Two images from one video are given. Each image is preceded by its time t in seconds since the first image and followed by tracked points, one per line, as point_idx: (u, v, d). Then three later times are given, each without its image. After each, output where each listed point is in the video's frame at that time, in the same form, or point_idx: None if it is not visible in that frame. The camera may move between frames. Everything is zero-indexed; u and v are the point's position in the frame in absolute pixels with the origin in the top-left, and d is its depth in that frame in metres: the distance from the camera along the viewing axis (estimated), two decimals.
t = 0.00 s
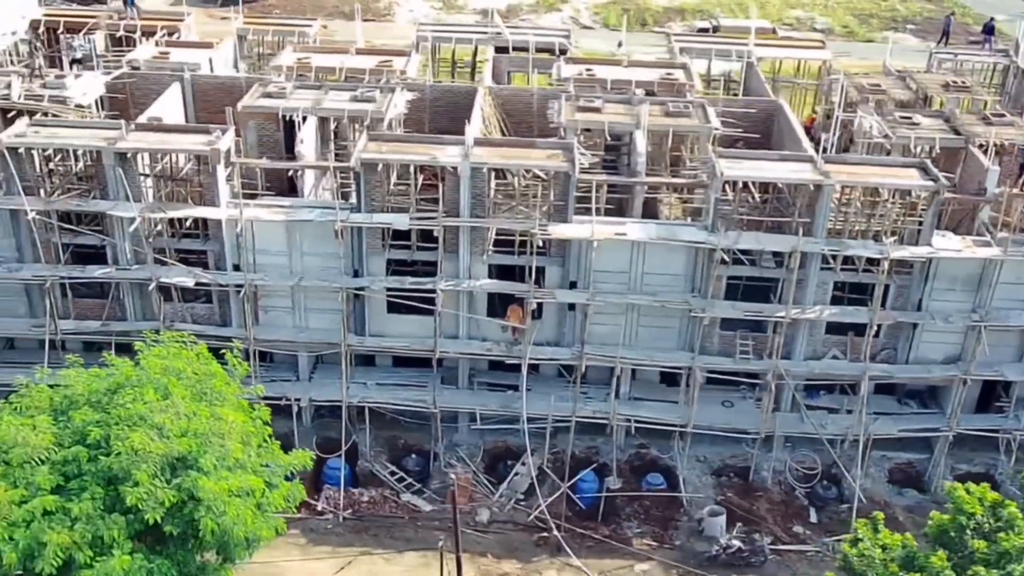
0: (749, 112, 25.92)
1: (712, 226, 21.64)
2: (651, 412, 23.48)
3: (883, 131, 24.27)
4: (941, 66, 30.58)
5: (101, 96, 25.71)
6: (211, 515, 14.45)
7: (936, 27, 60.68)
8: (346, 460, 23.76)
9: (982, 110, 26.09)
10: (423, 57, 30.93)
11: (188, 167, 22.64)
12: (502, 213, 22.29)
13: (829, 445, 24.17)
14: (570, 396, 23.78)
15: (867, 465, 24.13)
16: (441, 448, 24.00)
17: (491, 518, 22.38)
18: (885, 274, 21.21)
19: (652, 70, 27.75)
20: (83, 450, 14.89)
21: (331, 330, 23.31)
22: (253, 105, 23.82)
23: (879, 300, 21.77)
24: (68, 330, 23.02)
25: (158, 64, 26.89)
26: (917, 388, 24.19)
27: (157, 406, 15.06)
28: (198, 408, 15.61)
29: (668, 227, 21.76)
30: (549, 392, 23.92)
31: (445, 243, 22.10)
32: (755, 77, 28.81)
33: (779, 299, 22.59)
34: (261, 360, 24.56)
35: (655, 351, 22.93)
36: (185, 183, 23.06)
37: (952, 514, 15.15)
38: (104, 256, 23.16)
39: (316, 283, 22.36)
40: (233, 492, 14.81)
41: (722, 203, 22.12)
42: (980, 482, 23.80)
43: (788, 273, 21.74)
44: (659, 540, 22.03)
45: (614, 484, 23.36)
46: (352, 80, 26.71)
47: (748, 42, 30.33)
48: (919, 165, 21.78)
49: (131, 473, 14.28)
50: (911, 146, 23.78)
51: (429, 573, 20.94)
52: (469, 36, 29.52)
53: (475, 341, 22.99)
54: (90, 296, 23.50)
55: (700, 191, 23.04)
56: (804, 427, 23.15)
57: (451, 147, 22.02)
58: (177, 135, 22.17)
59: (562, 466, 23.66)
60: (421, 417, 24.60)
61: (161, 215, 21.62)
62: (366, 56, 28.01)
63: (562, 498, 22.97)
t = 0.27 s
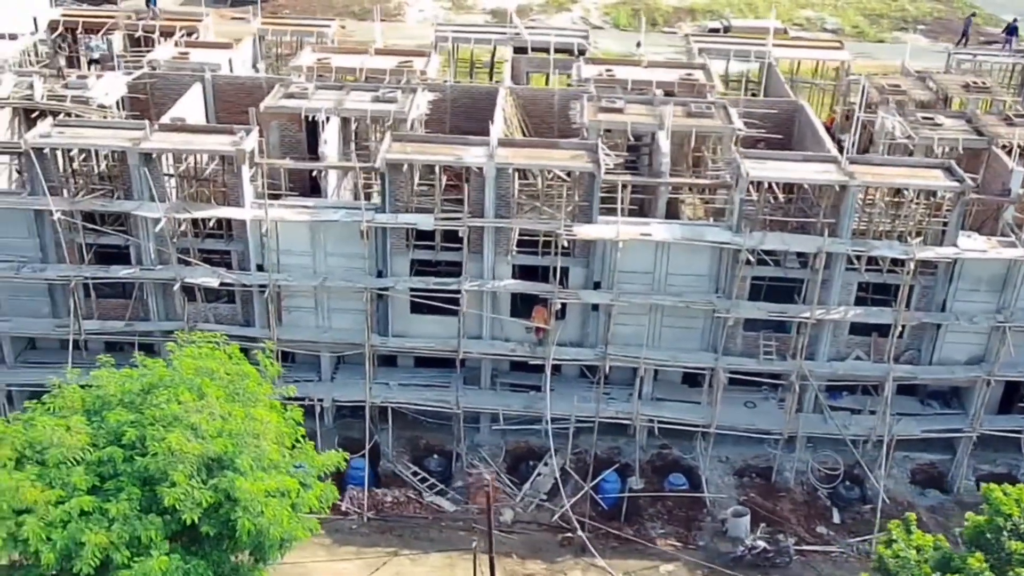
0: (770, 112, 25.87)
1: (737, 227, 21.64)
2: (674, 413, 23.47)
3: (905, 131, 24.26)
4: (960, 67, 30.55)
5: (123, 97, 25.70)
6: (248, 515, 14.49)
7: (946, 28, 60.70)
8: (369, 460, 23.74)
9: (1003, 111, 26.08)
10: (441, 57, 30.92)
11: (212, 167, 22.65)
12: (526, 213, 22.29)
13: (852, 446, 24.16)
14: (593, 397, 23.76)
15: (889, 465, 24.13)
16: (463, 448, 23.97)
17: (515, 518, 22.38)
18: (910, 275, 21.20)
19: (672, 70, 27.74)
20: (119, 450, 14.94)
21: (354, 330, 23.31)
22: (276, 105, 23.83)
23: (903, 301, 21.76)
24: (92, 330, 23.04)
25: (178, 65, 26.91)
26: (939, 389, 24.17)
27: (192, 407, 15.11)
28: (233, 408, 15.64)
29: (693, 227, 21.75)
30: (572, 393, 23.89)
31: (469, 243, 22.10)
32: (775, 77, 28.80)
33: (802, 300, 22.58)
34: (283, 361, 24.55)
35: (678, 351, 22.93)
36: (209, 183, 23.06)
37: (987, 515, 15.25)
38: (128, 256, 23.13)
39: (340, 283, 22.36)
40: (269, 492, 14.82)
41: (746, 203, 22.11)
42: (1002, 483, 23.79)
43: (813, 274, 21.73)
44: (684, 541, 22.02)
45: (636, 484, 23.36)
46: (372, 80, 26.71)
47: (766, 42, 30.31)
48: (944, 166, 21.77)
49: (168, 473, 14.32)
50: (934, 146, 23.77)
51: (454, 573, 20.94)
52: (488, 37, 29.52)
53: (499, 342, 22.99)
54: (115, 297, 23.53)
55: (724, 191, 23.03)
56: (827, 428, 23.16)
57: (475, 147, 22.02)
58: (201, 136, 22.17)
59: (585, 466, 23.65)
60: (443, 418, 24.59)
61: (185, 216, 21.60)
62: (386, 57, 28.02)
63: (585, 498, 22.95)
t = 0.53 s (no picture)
0: (792, 113, 25.84)
1: (761, 228, 21.63)
2: (697, 414, 23.45)
3: (928, 132, 24.25)
4: (978, 67, 30.53)
5: (144, 98, 25.69)
6: (285, 516, 14.54)
7: (955, 28, 60.68)
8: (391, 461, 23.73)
9: None
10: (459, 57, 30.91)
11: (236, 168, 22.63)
12: (550, 214, 22.27)
13: (874, 447, 24.16)
14: (616, 398, 23.73)
15: (911, 466, 24.13)
16: (486, 449, 23.96)
17: (539, 519, 22.38)
18: (936, 276, 21.19)
19: (692, 71, 27.73)
20: (154, 451, 14.97)
21: (378, 331, 23.29)
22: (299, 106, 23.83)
23: (928, 302, 21.75)
24: (116, 331, 23.04)
25: (198, 65, 26.89)
26: (962, 390, 24.17)
27: (228, 408, 15.13)
28: (267, 409, 15.66)
29: (718, 228, 21.73)
30: (595, 393, 23.86)
31: (494, 244, 22.08)
32: (794, 78, 28.79)
33: (826, 300, 22.56)
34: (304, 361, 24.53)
35: (702, 352, 22.92)
36: (233, 184, 23.05)
37: None
38: (152, 257, 23.13)
39: (364, 284, 22.34)
40: (305, 494, 14.84)
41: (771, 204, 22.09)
42: None
43: (838, 275, 21.72)
44: (708, 542, 22.03)
45: (659, 485, 23.36)
46: (393, 81, 26.71)
47: (784, 43, 30.29)
48: (969, 167, 21.75)
49: (205, 474, 14.36)
50: (957, 147, 23.76)
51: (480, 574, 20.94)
52: (506, 37, 29.51)
53: (522, 342, 22.98)
54: (138, 298, 23.52)
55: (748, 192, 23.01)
56: (850, 430, 23.16)
57: (500, 148, 22.01)
58: (225, 136, 22.16)
59: (607, 467, 23.63)
60: (465, 419, 24.59)
61: (210, 217, 21.59)
62: (406, 57, 28.03)
63: (609, 499, 22.95)
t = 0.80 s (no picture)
0: (813, 114, 25.83)
1: (787, 229, 21.62)
2: (720, 415, 23.45)
3: (951, 133, 24.24)
4: (997, 68, 30.50)
5: (166, 98, 25.67)
6: (322, 517, 14.52)
7: (965, 28, 60.64)
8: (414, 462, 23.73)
9: None
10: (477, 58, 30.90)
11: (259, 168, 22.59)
12: (575, 215, 22.27)
13: (896, 447, 24.17)
14: (640, 399, 23.69)
15: (934, 467, 24.13)
16: (509, 450, 23.95)
17: (564, 520, 22.39)
18: (962, 277, 21.18)
19: (712, 72, 27.71)
20: (190, 452, 14.97)
21: (401, 332, 23.29)
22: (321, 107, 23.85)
23: (953, 303, 21.75)
24: (140, 332, 23.04)
25: (218, 66, 26.88)
26: (984, 391, 24.17)
27: (263, 409, 15.13)
28: (302, 410, 15.64)
29: (743, 229, 21.72)
30: (617, 394, 23.86)
31: (518, 245, 22.08)
32: (813, 78, 28.78)
33: (851, 301, 22.56)
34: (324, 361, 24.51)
35: (726, 353, 22.92)
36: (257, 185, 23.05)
37: None
38: (176, 258, 23.13)
39: (388, 285, 22.34)
40: (342, 495, 14.83)
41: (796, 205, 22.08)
42: None
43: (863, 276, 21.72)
44: (732, 543, 22.03)
45: (682, 486, 23.36)
46: (413, 81, 26.69)
47: (803, 43, 30.27)
48: (994, 168, 21.75)
49: (243, 475, 14.36)
50: (980, 148, 23.75)
51: None
52: (525, 38, 29.50)
53: (546, 343, 22.98)
54: (162, 299, 23.51)
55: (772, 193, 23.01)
56: (874, 431, 23.16)
57: (524, 149, 22.00)
58: (250, 137, 22.15)
59: (630, 469, 23.64)
60: (487, 419, 24.58)
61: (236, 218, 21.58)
62: (426, 58, 28.02)
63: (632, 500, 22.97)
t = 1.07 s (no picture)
0: (835, 115, 25.82)
1: (812, 231, 21.60)
2: (744, 416, 23.43)
3: (974, 134, 24.21)
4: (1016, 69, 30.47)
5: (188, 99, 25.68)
6: (360, 519, 14.51)
7: (976, 29, 60.57)
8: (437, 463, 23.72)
9: None
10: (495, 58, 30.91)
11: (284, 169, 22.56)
12: (600, 216, 22.26)
13: (919, 449, 24.14)
14: (663, 400, 23.66)
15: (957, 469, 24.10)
16: (531, 452, 23.93)
17: (588, 522, 22.37)
18: (988, 279, 21.16)
19: (732, 73, 27.69)
20: (226, 454, 14.97)
21: (425, 333, 23.28)
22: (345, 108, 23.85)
23: (979, 305, 21.73)
24: (164, 333, 23.04)
25: (239, 67, 26.89)
26: (1008, 392, 24.14)
27: (299, 411, 15.12)
28: (338, 412, 15.62)
29: (769, 230, 21.71)
30: (641, 395, 23.84)
31: (543, 246, 22.07)
32: (833, 79, 28.76)
33: (875, 302, 22.54)
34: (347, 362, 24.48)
35: (750, 354, 22.92)
36: (281, 186, 23.04)
37: None
38: (200, 259, 23.12)
39: (413, 286, 22.34)
40: (379, 497, 14.81)
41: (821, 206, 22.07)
42: None
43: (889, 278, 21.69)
44: (757, 545, 22.00)
45: (705, 488, 23.34)
46: (434, 82, 26.69)
47: (822, 44, 30.26)
48: (1020, 170, 21.73)
49: (280, 477, 14.37)
50: (1004, 150, 23.73)
51: None
52: (544, 39, 29.50)
53: (570, 344, 22.97)
54: (185, 300, 23.49)
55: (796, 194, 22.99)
56: (898, 432, 23.14)
57: (550, 150, 21.99)
58: (275, 138, 22.15)
59: (653, 470, 23.63)
60: (510, 420, 24.57)
61: (261, 219, 21.57)
62: (446, 59, 28.01)
63: (657, 501, 22.92)
